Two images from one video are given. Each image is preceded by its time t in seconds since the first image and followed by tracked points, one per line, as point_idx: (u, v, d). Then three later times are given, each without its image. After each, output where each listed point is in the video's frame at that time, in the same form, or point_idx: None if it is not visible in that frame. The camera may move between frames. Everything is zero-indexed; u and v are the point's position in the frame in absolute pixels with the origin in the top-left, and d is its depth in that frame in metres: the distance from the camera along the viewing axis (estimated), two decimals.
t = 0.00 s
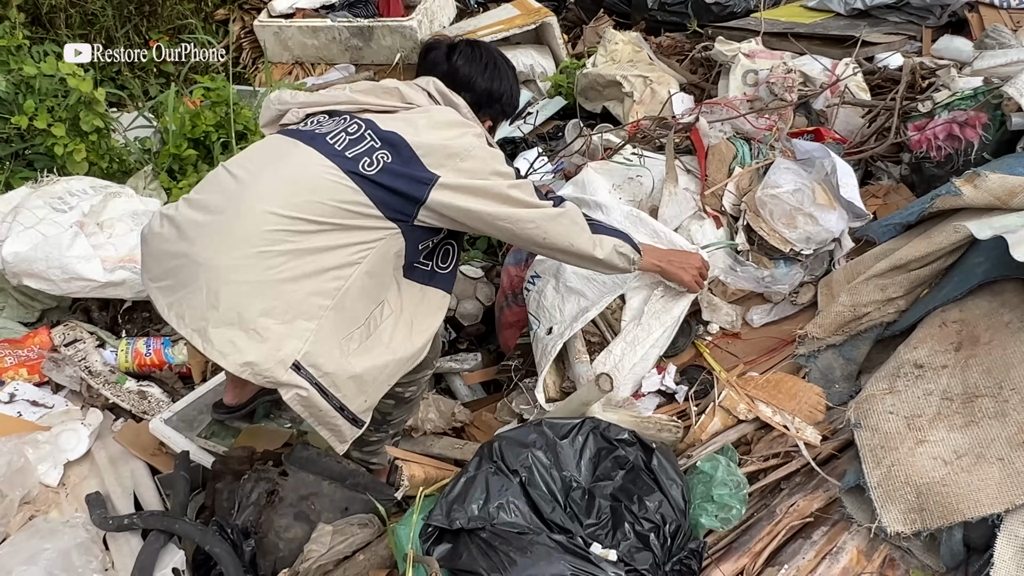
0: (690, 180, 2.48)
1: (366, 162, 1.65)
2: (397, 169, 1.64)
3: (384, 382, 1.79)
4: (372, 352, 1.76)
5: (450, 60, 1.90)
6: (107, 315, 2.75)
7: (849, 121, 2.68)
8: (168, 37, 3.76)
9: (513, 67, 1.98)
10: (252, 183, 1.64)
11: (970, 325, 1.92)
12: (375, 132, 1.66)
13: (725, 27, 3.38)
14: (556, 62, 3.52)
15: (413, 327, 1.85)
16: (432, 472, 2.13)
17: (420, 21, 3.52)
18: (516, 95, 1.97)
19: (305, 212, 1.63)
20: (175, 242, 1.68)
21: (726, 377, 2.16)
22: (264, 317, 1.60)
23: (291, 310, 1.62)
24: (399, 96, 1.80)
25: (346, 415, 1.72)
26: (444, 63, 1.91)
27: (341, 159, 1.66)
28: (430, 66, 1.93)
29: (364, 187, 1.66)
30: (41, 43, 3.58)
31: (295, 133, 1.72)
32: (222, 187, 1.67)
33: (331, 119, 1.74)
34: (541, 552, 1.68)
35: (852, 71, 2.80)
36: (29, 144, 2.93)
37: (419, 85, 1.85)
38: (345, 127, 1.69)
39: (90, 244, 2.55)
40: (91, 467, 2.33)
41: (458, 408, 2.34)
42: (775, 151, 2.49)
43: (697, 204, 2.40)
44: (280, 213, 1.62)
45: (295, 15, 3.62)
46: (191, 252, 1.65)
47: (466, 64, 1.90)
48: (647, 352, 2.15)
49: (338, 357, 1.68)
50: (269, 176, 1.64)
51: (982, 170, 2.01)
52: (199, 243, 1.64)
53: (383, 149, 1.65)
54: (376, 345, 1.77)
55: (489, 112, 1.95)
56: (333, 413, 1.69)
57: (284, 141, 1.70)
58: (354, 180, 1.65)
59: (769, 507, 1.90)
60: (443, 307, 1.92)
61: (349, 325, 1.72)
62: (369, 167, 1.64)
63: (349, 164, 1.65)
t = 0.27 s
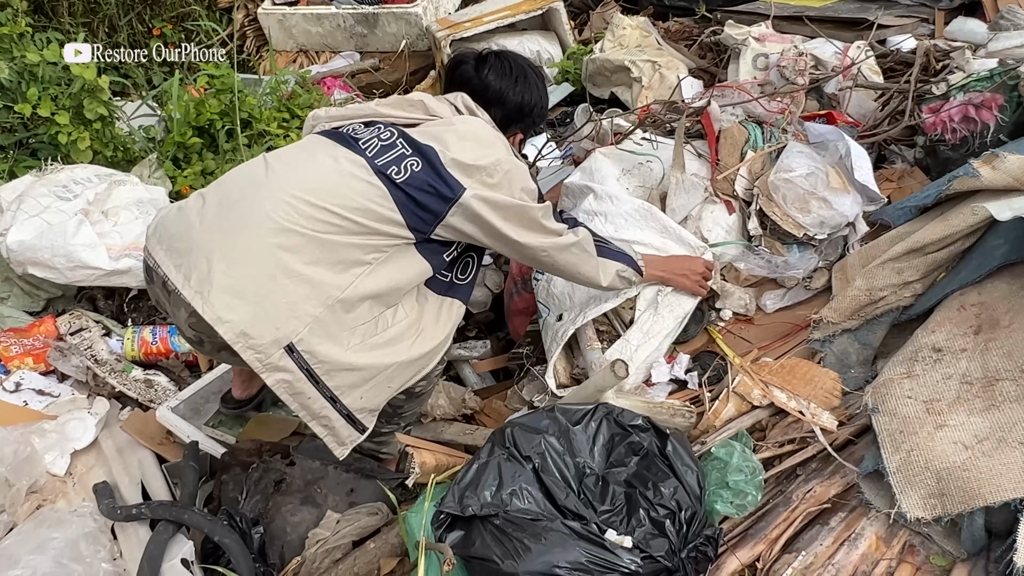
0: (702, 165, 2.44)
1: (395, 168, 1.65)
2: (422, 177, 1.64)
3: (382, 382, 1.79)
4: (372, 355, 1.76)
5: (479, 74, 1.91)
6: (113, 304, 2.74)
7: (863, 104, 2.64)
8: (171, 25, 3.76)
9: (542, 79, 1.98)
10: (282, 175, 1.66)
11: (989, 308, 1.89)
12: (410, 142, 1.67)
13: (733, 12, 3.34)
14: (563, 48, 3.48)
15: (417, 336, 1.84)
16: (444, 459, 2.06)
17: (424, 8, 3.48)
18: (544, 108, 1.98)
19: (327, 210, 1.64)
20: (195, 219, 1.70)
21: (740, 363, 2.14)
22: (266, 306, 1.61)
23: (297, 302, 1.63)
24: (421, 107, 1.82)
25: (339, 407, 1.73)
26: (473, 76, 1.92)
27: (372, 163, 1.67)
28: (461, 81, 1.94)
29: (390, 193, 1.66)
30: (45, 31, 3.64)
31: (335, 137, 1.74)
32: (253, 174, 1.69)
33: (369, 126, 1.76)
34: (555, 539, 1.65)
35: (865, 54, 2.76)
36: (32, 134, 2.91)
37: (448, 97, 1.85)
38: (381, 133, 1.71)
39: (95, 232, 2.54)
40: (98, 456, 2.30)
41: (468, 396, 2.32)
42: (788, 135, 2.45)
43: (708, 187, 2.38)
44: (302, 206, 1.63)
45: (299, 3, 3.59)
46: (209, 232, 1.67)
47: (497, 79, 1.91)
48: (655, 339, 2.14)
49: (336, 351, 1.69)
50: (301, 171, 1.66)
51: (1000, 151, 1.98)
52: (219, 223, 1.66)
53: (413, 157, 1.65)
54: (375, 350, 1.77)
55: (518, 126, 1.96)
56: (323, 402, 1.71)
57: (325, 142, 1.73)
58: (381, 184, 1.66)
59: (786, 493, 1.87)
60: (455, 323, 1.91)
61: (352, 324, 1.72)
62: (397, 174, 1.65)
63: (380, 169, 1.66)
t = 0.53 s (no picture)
0: (697, 152, 2.43)
1: (336, 171, 1.63)
2: (364, 180, 1.62)
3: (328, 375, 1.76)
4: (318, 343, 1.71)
5: (413, 66, 1.77)
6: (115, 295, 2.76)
7: (862, 88, 2.62)
8: (170, 18, 3.75)
9: (485, 62, 1.82)
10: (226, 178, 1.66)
11: (989, 288, 1.90)
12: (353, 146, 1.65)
13: None
14: (562, 36, 3.47)
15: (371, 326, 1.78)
16: (446, 444, 2.05)
17: None
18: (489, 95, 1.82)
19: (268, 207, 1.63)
20: (141, 226, 1.71)
21: (740, 347, 2.14)
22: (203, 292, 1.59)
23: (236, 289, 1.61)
24: (360, 112, 1.79)
25: (284, 393, 1.72)
26: (406, 68, 1.78)
27: (315, 165, 1.65)
28: (398, 73, 1.80)
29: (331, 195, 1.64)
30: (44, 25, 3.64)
31: (283, 142, 1.73)
32: (199, 179, 1.69)
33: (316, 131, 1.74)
34: (556, 521, 1.66)
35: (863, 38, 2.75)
36: (32, 128, 2.91)
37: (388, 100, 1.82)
38: (325, 138, 1.69)
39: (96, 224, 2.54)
40: (102, 446, 2.32)
41: (470, 382, 2.32)
42: (782, 120, 2.46)
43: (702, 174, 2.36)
44: (241, 204, 1.62)
45: None
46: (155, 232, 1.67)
47: (430, 69, 1.76)
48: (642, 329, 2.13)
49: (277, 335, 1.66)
50: (244, 173, 1.66)
51: (999, 132, 1.97)
52: (162, 225, 1.66)
53: (355, 160, 1.63)
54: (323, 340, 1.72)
55: (460, 117, 1.82)
56: (266, 389, 1.69)
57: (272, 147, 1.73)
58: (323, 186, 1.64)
59: (786, 475, 1.88)
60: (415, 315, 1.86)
61: (297, 314, 1.69)
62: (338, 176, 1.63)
63: (322, 171, 1.64)
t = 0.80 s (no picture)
0: (691, 145, 2.46)
1: (337, 129, 1.54)
2: (366, 143, 1.54)
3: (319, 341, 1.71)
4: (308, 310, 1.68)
5: (442, 23, 1.75)
6: (119, 301, 2.77)
7: (854, 76, 2.65)
8: (163, 25, 3.77)
9: (513, 35, 1.83)
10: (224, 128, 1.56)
11: (986, 271, 1.92)
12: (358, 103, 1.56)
13: None
14: (555, 33, 3.49)
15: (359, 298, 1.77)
16: (453, 438, 2.08)
17: None
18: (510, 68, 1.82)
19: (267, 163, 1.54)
20: (133, 173, 1.61)
21: (742, 335, 2.17)
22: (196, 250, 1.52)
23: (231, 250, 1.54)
24: (378, 64, 1.70)
25: (275, 359, 1.67)
26: (434, 25, 1.75)
27: (316, 119, 1.55)
28: (424, 28, 1.77)
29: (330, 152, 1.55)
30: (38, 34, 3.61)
31: (284, 88, 1.63)
32: (195, 127, 1.59)
33: (322, 79, 1.64)
34: (566, 511, 1.68)
35: (855, 26, 2.76)
36: (31, 138, 2.91)
37: (406, 57, 1.74)
38: (330, 89, 1.59)
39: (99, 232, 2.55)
40: (111, 452, 2.35)
41: (475, 378, 2.34)
42: (778, 110, 2.48)
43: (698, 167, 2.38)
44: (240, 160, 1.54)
45: None
46: (150, 182, 1.58)
47: (459, 29, 1.74)
48: (633, 323, 2.17)
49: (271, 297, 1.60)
50: (243, 123, 1.56)
51: (992, 117, 2.00)
52: (159, 176, 1.57)
53: (359, 120, 1.55)
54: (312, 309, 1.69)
55: (478, 83, 1.80)
56: (260, 353, 1.64)
57: (272, 92, 1.62)
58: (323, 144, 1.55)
59: (791, 460, 1.90)
60: (397, 292, 1.83)
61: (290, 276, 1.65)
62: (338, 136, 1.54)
63: (322, 127, 1.55)
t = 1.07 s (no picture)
0: (661, 144, 2.48)
1: (285, 90, 1.30)
2: (318, 101, 1.31)
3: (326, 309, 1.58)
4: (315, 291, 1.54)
5: None
6: (102, 329, 2.80)
7: (820, 69, 2.72)
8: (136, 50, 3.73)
9: None
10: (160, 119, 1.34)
11: (953, 257, 1.93)
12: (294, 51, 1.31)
13: None
14: (526, 39, 3.51)
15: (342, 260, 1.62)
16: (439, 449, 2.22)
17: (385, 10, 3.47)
18: None
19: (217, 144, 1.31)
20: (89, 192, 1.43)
21: (719, 332, 2.19)
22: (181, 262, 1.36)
23: (213, 250, 1.38)
24: None
25: (300, 340, 1.54)
26: None
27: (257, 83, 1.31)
28: None
29: (285, 123, 1.33)
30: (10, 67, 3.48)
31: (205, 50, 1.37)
32: (131, 125, 1.37)
33: (247, 27, 1.35)
34: (550, 515, 1.70)
35: (818, 20, 2.80)
36: (8, 170, 2.92)
37: None
38: (261, 42, 1.32)
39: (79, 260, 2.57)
40: (101, 478, 2.36)
41: (458, 387, 2.36)
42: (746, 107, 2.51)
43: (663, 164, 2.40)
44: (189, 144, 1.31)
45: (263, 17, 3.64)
46: (108, 202, 1.39)
47: None
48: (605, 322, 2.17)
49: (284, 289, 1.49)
50: (177, 110, 1.33)
51: (951, 106, 2.05)
52: (115, 194, 1.38)
53: (306, 77, 1.31)
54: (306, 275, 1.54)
55: None
56: (283, 341, 1.52)
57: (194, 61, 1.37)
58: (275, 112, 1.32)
59: (771, 453, 1.93)
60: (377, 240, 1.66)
61: (282, 257, 1.48)
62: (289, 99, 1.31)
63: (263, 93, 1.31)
